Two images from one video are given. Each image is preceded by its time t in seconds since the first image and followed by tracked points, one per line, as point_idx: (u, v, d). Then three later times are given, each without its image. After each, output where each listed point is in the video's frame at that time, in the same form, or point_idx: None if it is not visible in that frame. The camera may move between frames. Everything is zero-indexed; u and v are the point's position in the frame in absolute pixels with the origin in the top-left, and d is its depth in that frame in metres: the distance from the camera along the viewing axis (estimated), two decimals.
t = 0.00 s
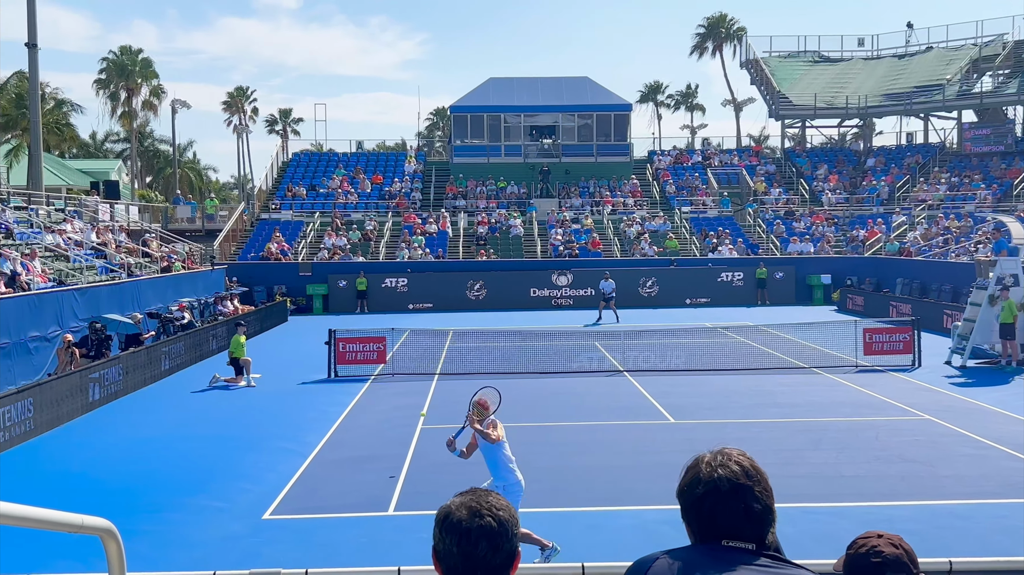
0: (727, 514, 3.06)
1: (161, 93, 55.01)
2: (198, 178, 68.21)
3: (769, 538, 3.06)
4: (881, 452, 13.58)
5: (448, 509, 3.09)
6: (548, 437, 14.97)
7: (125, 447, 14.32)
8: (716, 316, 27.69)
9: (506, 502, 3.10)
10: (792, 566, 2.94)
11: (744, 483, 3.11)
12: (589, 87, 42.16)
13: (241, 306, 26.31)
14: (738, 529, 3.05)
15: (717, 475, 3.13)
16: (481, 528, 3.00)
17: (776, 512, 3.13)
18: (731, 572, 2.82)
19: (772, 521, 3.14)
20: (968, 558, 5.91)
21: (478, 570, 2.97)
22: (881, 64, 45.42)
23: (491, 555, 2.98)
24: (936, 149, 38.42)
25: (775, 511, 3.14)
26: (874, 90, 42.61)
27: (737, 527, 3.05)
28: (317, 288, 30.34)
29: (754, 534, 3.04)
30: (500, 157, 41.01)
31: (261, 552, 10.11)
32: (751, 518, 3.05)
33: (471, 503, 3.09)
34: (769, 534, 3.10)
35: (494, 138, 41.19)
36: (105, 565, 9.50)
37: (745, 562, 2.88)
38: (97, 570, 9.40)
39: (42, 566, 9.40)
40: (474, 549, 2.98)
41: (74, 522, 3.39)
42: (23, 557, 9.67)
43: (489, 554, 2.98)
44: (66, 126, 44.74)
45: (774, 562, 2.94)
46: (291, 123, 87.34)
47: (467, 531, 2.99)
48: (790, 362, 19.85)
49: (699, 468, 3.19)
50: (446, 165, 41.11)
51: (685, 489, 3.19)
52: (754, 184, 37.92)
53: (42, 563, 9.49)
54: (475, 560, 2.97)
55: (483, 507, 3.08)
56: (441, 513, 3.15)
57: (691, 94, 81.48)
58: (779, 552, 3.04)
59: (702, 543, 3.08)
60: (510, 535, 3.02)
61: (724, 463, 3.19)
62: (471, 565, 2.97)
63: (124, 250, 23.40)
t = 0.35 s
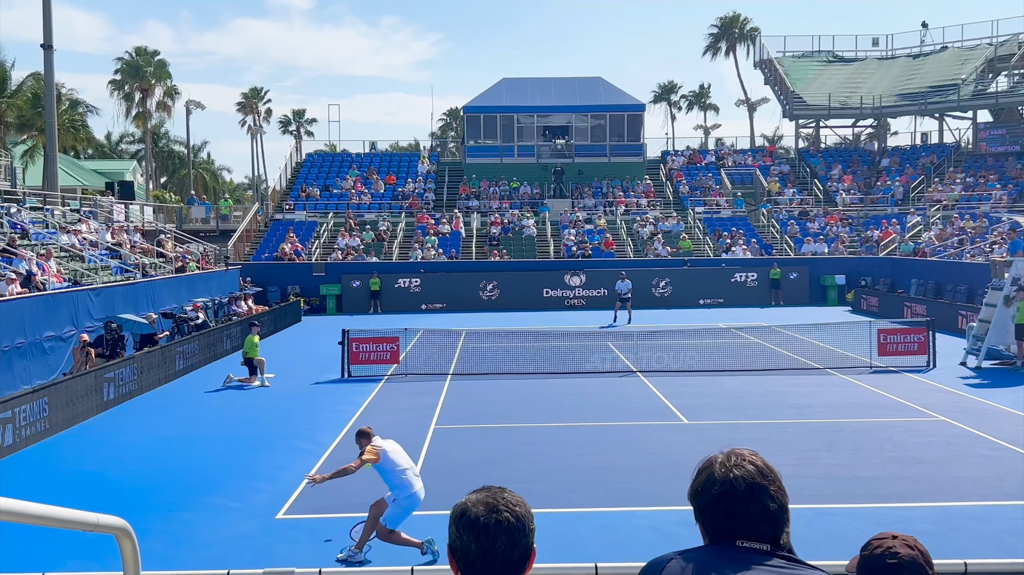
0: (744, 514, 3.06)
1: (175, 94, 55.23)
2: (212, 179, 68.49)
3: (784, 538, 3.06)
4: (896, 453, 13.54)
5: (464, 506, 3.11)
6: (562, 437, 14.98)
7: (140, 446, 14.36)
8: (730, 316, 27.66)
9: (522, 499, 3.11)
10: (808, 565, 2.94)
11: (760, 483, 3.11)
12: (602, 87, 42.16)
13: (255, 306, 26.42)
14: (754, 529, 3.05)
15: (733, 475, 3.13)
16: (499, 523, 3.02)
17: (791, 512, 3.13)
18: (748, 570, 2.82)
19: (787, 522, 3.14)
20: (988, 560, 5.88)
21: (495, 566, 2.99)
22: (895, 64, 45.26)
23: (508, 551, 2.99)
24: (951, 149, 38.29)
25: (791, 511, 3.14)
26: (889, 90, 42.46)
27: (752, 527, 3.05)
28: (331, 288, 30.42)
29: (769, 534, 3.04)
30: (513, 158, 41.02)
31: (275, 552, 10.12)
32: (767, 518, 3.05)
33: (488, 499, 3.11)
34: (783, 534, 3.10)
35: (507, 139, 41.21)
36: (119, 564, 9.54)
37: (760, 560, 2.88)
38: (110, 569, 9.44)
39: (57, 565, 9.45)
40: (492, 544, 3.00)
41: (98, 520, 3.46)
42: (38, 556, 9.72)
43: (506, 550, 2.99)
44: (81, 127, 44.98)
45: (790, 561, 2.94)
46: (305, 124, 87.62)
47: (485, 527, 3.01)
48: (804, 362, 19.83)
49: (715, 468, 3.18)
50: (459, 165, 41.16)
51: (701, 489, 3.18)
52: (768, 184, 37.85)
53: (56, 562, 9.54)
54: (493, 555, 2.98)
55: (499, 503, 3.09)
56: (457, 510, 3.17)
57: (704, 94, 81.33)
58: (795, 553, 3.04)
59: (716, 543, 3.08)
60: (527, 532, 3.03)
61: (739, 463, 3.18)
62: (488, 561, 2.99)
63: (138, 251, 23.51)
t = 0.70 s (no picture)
0: (747, 516, 3.06)
1: (179, 95, 55.26)
2: (216, 180, 68.56)
3: (787, 541, 3.06)
4: (901, 454, 13.53)
5: (464, 507, 3.11)
6: (567, 438, 14.99)
7: (145, 446, 14.40)
8: (734, 318, 27.64)
9: (521, 501, 3.11)
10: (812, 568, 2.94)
11: (763, 485, 3.11)
12: (607, 88, 42.14)
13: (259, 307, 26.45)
14: (757, 532, 3.05)
15: (735, 477, 3.12)
16: (496, 525, 3.02)
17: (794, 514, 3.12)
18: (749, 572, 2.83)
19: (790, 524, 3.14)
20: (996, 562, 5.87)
21: (493, 567, 3.00)
22: (900, 64, 45.20)
23: (506, 552, 3.00)
24: (956, 150, 38.28)
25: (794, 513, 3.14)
26: (894, 90, 42.41)
27: (755, 530, 3.05)
28: (335, 289, 30.45)
29: (772, 536, 3.04)
30: (518, 159, 41.02)
31: (280, 551, 10.16)
32: (770, 520, 3.05)
33: (487, 500, 3.11)
34: (786, 536, 3.10)
35: (512, 140, 41.20)
36: (125, 564, 9.57)
37: (761, 564, 2.88)
38: (116, 569, 9.47)
39: (63, 565, 9.47)
40: (490, 544, 3.00)
41: (101, 520, 3.48)
42: (44, 555, 9.74)
43: (503, 551, 3.00)
44: (85, 127, 45.02)
45: (794, 564, 2.94)
46: (309, 125, 87.73)
47: (482, 528, 3.01)
48: (808, 364, 19.81)
49: (717, 470, 3.18)
50: (463, 166, 41.15)
51: (703, 491, 3.18)
52: (773, 185, 37.83)
53: (62, 562, 9.56)
54: (491, 556, 2.99)
55: (498, 504, 3.10)
56: (457, 511, 3.17)
57: (709, 95, 81.27)
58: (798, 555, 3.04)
59: (719, 545, 3.07)
60: (524, 533, 3.03)
61: (741, 466, 3.18)
62: (486, 561, 2.99)
63: (143, 251, 23.52)
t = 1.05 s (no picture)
0: (743, 518, 3.05)
1: (176, 96, 55.21)
2: (214, 181, 68.48)
3: (784, 542, 3.06)
4: (898, 455, 13.53)
5: (459, 512, 3.11)
6: (565, 439, 14.98)
7: (142, 447, 14.40)
8: (732, 319, 27.63)
9: (516, 506, 3.11)
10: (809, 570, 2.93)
11: (759, 486, 3.09)
12: (604, 89, 42.19)
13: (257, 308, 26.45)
14: (753, 534, 3.04)
15: (730, 479, 3.12)
16: (490, 531, 3.01)
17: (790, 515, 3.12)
18: None
19: (787, 524, 3.13)
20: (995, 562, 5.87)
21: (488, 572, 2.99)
22: (897, 66, 45.30)
23: (500, 557, 2.99)
24: (952, 152, 38.37)
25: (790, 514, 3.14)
26: (890, 92, 42.48)
27: (752, 532, 3.04)
28: (332, 290, 30.44)
29: (768, 538, 3.04)
30: (515, 160, 41.01)
31: (278, 552, 10.15)
32: (767, 522, 3.04)
33: (482, 506, 3.11)
34: (783, 537, 3.09)
35: (509, 141, 41.20)
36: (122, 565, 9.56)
37: (759, 565, 2.89)
38: (114, 570, 9.45)
39: (60, 566, 9.46)
40: (483, 549, 3.00)
41: (97, 522, 3.45)
42: (41, 557, 9.73)
43: (496, 556, 2.99)
44: (82, 128, 44.98)
45: (789, 567, 2.94)
46: (307, 126, 87.69)
47: (476, 533, 3.01)
48: (806, 365, 19.83)
49: (713, 471, 3.17)
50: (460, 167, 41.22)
51: (699, 493, 3.17)
52: (770, 186, 37.87)
53: (59, 563, 9.55)
54: (484, 562, 2.99)
55: (493, 509, 3.09)
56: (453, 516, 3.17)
57: (707, 96, 81.33)
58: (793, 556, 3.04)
59: (716, 547, 3.07)
60: (519, 539, 3.02)
61: (737, 467, 3.16)
62: (481, 565, 2.99)
63: (140, 252, 23.48)
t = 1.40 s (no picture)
0: (735, 519, 3.06)
1: (169, 98, 55.05)
2: (207, 182, 68.40)
3: (776, 542, 3.06)
4: (892, 456, 13.54)
5: (456, 515, 3.12)
6: (559, 440, 14.97)
7: (136, 449, 14.36)
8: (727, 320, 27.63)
9: (512, 509, 3.12)
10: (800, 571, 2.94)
11: (751, 488, 3.09)
12: (598, 90, 42.21)
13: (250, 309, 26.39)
14: (745, 535, 3.04)
15: (722, 480, 3.12)
16: (487, 533, 3.02)
17: (782, 515, 3.12)
18: None
19: (779, 524, 3.14)
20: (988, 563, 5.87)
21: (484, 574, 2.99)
22: (890, 67, 45.39)
23: (496, 561, 2.99)
24: (946, 152, 38.46)
25: (782, 515, 3.14)
26: (884, 93, 42.56)
27: (744, 532, 3.05)
28: (327, 291, 30.42)
29: (761, 539, 3.04)
30: (509, 161, 40.99)
31: (272, 554, 10.14)
32: (759, 523, 3.05)
33: (478, 509, 3.12)
34: (775, 538, 3.09)
35: (503, 142, 41.15)
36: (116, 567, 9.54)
37: (751, 566, 2.89)
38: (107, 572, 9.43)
39: (53, 568, 9.43)
40: (479, 553, 3.01)
41: (91, 524, 3.43)
42: (34, 560, 9.70)
43: (493, 559, 3.00)
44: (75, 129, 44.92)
45: (781, 568, 2.95)
46: (302, 127, 87.64)
47: (471, 536, 3.01)
48: (800, 365, 19.83)
49: (706, 473, 3.17)
50: (455, 168, 41.62)
51: (691, 493, 3.18)
52: (764, 187, 37.90)
53: (53, 565, 9.53)
54: (481, 565, 2.99)
55: (490, 512, 3.10)
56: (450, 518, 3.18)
57: (701, 97, 81.34)
58: (786, 557, 3.04)
59: (708, 548, 3.07)
60: (515, 542, 3.02)
61: (730, 468, 3.17)
62: (476, 569, 2.99)
63: (134, 253, 23.41)
